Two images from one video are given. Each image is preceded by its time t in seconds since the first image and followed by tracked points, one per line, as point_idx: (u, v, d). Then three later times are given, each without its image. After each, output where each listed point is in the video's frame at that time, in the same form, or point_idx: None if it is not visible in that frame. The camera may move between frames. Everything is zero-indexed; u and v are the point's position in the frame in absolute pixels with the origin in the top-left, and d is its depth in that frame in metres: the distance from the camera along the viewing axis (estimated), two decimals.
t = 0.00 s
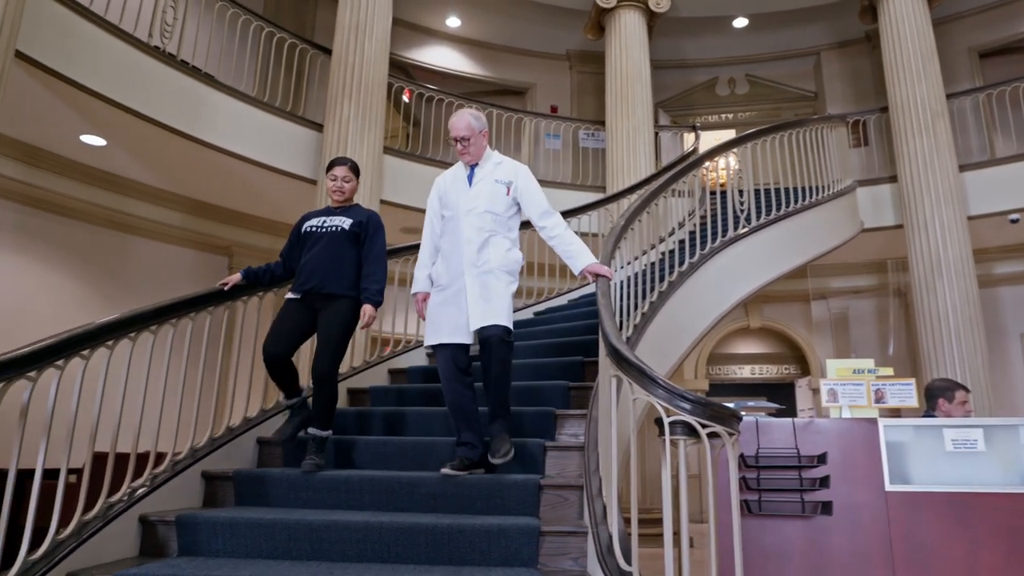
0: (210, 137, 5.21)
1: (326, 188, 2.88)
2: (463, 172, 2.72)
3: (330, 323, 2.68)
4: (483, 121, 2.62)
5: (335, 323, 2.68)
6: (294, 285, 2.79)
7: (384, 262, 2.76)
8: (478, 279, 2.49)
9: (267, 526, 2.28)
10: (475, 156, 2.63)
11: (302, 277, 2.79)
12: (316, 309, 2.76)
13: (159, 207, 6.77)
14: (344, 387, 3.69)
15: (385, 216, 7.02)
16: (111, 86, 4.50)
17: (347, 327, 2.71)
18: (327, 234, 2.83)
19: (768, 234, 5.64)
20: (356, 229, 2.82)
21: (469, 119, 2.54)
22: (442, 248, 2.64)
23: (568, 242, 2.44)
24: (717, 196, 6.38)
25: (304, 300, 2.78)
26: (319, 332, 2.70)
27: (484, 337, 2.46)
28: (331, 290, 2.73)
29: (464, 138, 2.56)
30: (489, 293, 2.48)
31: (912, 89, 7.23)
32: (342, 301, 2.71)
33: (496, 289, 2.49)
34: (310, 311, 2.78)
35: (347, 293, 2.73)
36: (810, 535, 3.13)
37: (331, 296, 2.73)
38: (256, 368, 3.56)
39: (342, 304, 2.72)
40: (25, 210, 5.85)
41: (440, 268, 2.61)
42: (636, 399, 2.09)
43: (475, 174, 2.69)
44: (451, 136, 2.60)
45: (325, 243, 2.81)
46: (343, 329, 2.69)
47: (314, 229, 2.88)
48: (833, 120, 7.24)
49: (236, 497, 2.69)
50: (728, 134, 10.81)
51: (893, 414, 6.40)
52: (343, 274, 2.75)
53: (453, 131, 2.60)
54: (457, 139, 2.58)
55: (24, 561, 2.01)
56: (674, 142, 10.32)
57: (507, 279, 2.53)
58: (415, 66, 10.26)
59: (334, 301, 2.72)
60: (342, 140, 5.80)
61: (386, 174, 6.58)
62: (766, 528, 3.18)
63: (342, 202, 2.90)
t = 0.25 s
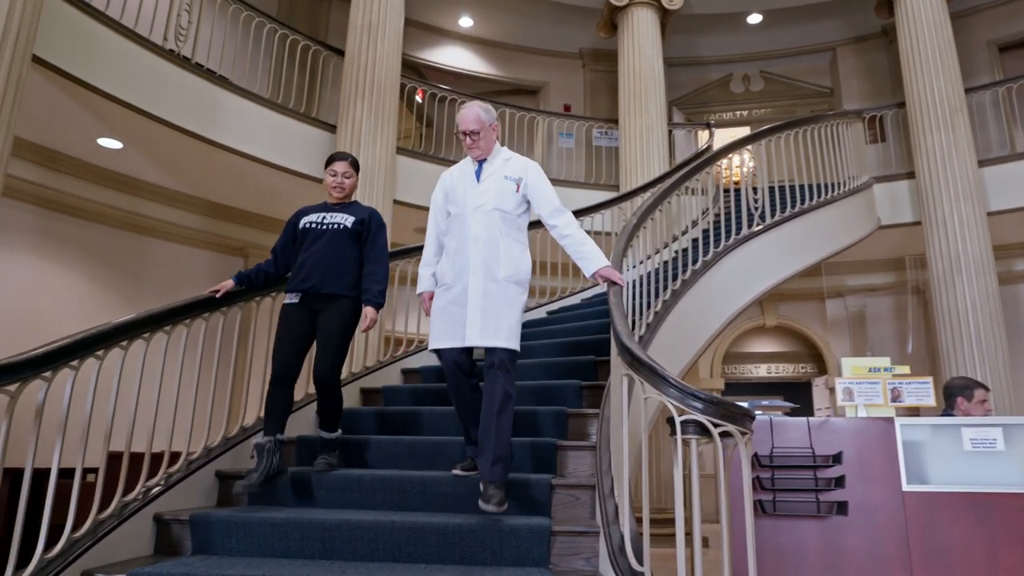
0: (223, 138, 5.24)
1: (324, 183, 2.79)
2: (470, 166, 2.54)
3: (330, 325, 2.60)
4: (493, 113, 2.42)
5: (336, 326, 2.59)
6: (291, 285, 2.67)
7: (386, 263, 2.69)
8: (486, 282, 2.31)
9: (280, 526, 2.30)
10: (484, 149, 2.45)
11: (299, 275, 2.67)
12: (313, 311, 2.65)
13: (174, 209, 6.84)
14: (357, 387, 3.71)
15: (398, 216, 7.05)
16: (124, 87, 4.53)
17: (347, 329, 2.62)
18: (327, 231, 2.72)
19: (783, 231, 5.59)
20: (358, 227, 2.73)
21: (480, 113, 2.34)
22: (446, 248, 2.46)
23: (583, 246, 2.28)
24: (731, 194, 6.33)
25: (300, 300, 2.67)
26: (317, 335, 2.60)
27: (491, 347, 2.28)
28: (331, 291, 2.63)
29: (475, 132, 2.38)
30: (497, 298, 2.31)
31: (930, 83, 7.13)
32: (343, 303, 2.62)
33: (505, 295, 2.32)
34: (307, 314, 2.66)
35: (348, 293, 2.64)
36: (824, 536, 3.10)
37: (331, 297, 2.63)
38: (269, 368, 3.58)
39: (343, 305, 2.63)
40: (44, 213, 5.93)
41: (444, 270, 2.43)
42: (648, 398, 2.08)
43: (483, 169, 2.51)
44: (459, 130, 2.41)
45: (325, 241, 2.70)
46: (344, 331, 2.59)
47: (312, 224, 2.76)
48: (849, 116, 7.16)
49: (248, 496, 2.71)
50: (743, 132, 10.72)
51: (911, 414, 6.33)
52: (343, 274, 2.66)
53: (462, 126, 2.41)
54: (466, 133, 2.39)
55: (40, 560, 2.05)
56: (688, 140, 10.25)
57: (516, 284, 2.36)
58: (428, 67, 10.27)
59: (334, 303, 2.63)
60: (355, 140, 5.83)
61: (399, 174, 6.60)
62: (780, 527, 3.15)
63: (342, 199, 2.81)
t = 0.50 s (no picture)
0: (236, 138, 5.28)
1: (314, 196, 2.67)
2: (479, 182, 2.42)
3: (317, 346, 2.46)
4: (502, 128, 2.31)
5: (325, 347, 2.46)
6: (275, 303, 2.53)
7: (377, 283, 2.60)
8: (495, 306, 2.19)
9: (290, 525, 2.31)
10: (493, 166, 2.34)
11: (285, 294, 2.53)
12: (299, 330, 2.52)
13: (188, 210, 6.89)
14: (368, 386, 3.73)
15: (410, 216, 7.06)
16: (138, 89, 4.57)
17: (334, 351, 2.50)
18: (315, 249, 2.59)
19: (797, 229, 5.54)
20: (347, 245, 2.63)
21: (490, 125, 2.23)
22: (454, 269, 2.34)
23: (596, 266, 2.17)
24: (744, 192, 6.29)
25: (284, 320, 2.53)
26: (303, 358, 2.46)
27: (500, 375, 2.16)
28: (318, 312, 2.50)
29: (485, 147, 2.27)
30: (508, 323, 2.19)
31: (946, 78, 7.04)
32: (332, 323, 2.50)
33: (515, 320, 2.20)
34: (292, 333, 2.52)
35: (337, 314, 2.52)
36: (838, 537, 3.06)
37: (318, 316, 2.51)
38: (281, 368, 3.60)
39: (330, 326, 2.50)
40: (60, 215, 6.00)
41: (451, 291, 2.30)
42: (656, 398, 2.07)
43: (492, 185, 2.39)
44: (468, 145, 2.29)
45: (312, 259, 2.58)
46: (331, 354, 2.47)
47: (297, 240, 2.62)
48: (864, 112, 7.08)
49: (259, 494, 2.72)
50: (756, 129, 10.64)
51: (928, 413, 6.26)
52: (332, 294, 2.54)
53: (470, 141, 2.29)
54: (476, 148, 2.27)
55: (54, 557, 2.07)
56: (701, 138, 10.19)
57: (526, 307, 2.24)
58: (439, 67, 10.28)
59: (321, 323, 2.50)
60: (367, 141, 5.85)
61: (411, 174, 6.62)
62: (793, 527, 3.12)
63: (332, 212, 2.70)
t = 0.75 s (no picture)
0: (246, 140, 5.30)
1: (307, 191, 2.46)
2: (483, 167, 2.34)
3: (308, 351, 2.25)
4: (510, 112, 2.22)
5: (320, 351, 2.26)
6: (268, 306, 2.35)
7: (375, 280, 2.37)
8: (500, 299, 2.15)
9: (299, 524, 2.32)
10: (499, 150, 2.27)
11: (277, 296, 2.34)
12: (293, 333, 2.32)
13: (200, 211, 6.94)
14: (378, 386, 3.75)
15: (421, 216, 7.08)
16: (149, 91, 4.61)
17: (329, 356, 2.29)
18: (307, 245, 2.38)
19: (809, 227, 5.50)
20: (341, 240, 2.40)
21: (499, 109, 2.17)
22: (455, 256, 2.25)
23: (604, 259, 2.13)
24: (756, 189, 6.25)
25: (278, 323, 2.34)
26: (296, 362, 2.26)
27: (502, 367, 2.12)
28: (313, 313, 2.31)
29: (492, 130, 2.20)
30: (513, 316, 2.16)
31: (960, 73, 6.96)
32: (325, 325, 2.29)
33: (519, 312, 2.17)
34: (286, 337, 2.33)
35: (331, 315, 2.31)
36: (850, 538, 3.03)
37: (313, 318, 2.32)
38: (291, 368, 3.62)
39: (326, 329, 2.30)
40: (74, 217, 6.06)
41: (452, 279, 2.23)
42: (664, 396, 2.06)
43: (497, 171, 2.32)
44: (473, 127, 2.22)
45: (305, 257, 2.37)
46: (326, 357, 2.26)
47: (289, 237, 2.42)
48: (877, 108, 7.02)
49: (269, 494, 2.73)
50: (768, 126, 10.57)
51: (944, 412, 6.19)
52: (327, 293, 2.33)
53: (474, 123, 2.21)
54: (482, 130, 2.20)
55: (65, 556, 2.09)
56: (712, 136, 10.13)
57: (530, 299, 2.20)
58: (450, 67, 10.29)
59: (317, 325, 2.30)
60: (377, 141, 5.87)
61: (421, 175, 6.64)
62: (805, 528, 3.08)
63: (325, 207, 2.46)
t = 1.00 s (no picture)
0: (258, 143, 5.33)
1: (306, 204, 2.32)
2: (479, 182, 2.22)
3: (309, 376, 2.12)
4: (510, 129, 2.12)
5: (320, 372, 2.12)
6: (263, 325, 2.20)
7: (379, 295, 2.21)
8: (508, 318, 2.03)
9: (309, 524, 2.34)
10: (497, 168, 2.14)
11: (274, 316, 2.19)
12: (290, 355, 2.17)
13: (214, 213, 6.99)
14: (389, 387, 3.77)
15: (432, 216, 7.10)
16: (162, 95, 4.65)
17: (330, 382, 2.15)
18: (305, 261, 2.24)
19: (823, 225, 5.46)
20: (340, 254, 2.25)
21: (499, 124, 2.05)
22: (455, 272, 2.10)
23: (609, 274, 2.07)
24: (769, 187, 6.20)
25: (275, 343, 2.18)
26: (295, 385, 2.12)
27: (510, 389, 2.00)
28: (311, 332, 2.15)
29: (492, 148, 2.07)
30: (522, 337, 2.04)
31: (976, 68, 6.87)
32: (324, 346, 2.15)
33: (527, 331, 2.05)
34: (282, 359, 2.18)
35: (331, 335, 2.16)
36: (865, 539, 2.99)
37: (311, 338, 2.16)
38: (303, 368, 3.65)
39: (326, 349, 2.15)
40: (89, 219, 6.13)
41: (452, 297, 2.07)
42: (674, 395, 2.06)
43: (495, 186, 2.20)
44: (472, 144, 2.09)
45: (303, 272, 2.22)
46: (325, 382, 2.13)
47: (286, 253, 2.28)
48: (891, 105, 6.95)
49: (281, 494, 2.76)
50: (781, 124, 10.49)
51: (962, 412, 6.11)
52: (325, 311, 2.17)
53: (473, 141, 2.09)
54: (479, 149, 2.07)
55: (78, 554, 2.11)
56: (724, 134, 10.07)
57: (537, 317, 2.09)
58: (461, 67, 10.31)
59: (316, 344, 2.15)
60: (388, 142, 5.89)
61: (432, 175, 6.66)
62: (818, 529, 3.05)
63: (325, 220, 2.33)
